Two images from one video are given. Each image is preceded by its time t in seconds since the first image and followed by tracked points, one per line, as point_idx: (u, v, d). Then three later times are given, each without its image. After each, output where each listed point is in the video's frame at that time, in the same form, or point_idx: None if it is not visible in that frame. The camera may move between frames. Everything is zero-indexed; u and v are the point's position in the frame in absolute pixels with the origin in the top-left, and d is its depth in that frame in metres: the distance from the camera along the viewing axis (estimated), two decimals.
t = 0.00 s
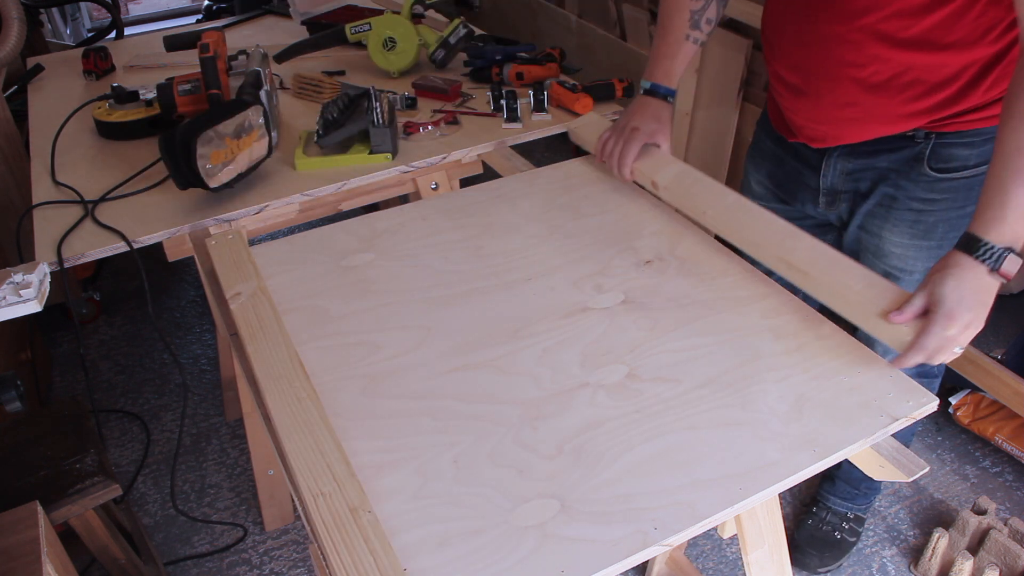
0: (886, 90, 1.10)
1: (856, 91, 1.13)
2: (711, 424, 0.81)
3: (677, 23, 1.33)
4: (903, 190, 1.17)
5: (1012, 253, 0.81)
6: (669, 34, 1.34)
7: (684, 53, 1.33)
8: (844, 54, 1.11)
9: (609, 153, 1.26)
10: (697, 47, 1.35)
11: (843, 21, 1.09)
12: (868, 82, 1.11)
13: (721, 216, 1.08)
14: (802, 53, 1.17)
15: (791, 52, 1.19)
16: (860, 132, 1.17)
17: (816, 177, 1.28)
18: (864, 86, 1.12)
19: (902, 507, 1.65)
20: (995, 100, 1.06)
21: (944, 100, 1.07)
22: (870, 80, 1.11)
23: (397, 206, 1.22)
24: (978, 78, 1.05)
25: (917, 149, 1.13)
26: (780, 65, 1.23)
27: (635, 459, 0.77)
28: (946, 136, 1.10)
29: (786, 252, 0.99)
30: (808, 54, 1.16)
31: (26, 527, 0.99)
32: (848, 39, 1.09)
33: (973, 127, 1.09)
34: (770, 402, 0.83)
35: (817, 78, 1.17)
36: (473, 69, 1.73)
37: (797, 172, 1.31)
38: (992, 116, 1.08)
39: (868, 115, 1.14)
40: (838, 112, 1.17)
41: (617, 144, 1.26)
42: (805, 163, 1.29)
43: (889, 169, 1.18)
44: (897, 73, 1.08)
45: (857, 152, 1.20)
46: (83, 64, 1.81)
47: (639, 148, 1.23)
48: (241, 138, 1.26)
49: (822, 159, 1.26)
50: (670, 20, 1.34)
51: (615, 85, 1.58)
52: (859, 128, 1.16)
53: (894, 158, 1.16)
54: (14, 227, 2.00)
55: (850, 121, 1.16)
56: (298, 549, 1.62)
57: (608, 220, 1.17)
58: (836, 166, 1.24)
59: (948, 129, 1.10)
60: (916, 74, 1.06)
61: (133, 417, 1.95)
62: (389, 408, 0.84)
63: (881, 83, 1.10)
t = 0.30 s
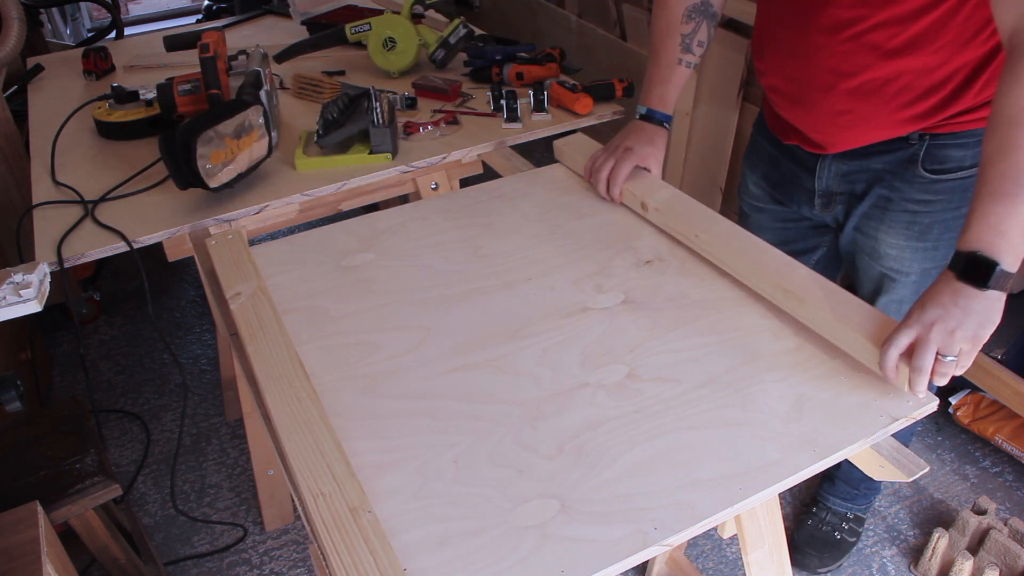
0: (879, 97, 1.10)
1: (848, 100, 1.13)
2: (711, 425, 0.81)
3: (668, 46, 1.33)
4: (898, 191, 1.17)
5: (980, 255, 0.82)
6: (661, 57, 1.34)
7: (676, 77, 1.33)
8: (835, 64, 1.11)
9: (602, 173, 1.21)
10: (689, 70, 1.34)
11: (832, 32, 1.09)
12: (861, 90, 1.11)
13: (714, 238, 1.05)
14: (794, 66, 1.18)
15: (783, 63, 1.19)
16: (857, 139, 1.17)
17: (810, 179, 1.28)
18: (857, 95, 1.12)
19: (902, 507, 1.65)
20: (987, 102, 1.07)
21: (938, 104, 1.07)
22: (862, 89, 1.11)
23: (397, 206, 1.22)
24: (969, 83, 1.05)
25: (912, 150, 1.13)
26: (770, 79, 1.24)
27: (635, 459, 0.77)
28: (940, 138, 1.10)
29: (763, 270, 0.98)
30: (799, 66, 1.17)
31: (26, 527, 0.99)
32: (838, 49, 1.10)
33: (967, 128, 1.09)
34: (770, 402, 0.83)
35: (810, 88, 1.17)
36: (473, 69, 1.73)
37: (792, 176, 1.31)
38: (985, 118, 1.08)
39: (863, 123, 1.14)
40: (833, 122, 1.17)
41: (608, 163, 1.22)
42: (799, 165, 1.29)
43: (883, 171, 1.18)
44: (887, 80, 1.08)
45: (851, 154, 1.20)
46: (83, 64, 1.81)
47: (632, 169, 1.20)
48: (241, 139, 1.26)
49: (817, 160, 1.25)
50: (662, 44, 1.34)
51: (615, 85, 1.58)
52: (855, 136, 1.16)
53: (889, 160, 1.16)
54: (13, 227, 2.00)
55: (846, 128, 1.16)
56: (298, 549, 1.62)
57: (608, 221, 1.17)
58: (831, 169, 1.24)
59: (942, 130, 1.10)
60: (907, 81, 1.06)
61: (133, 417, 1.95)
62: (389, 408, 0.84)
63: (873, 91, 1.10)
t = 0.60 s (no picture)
0: (880, 102, 1.10)
1: (849, 105, 1.13)
2: (711, 425, 0.81)
3: (665, 48, 1.33)
4: (897, 191, 1.17)
5: (962, 272, 0.83)
6: (659, 57, 1.34)
7: (673, 78, 1.33)
8: (835, 71, 1.11)
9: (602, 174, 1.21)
10: (688, 70, 1.34)
11: (831, 39, 1.09)
12: (861, 96, 1.11)
13: (710, 242, 1.05)
14: (793, 74, 1.18)
15: (782, 70, 1.20)
16: (859, 144, 1.17)
17: (807, 180, 1.28)
18: (857, 100, 1.12)
19: (902, 507, 1.65)
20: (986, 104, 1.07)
21: (939, 107, 1.08)
22: (862, 94, 1.11)
23: (397, 206, 1.22)
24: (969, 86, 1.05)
25: (911, 151, 1.13)
26: (770, 85, 1.24)
27: (635, 459, 0.77)
28: (940, 137, 1.10)
29: (760, 273, 0.98)
30: (799, 73, 1.17)
31: (26, 527, 0.99)
32: (838, 56, 1.10)
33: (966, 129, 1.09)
34: (770, 402, 0.83)
35: (810, 95, 1.17)
36: (473, 69, 1.73)
37: (789, 177, 1.31)
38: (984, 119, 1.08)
39: (865, 128, 1.14)
40: (834, 127, 1.17)
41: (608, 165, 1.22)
42: (796, 166, 1.29)
43: (882, 172, 1.18)
44: (888, 85, 1.08)
45: (851, 156, 1.20)
46: (83, 64, 1.81)
47: (631, 171, 1.21)
48: (241, 139, 1.26)
49: (814, 162, 1.25)
50: (659, 45, 1.34)
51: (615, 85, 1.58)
52: (856, 140, 1.16)
53: (888, 160, 1.16)
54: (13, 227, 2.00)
55: (848, 134, 1.16)
56: (298, 549, 1.62)
57: (608, 221, 1.17)
58: (830, 170, 1.24)
59: (943, 130, 1.10)
60: (907, 86, 1.07)
61: (133, 417, 1.95)
62: (389, 408, 0.84)
63: (874, 96, 1.10)
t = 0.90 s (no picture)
0: (876, 106, 1.10)
1: (846, 109, 1.13)
2: (711, 425, 0.81)
3: (658, 46, 1.33)
4: (895, 193, 1.17)
5: (967, 276, 0.83)
6: (652, 55, 1.34)
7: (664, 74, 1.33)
8: (832, 74, 1.12)
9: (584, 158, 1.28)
10: (679, 69, 1.34)
11: (828, 43, 1.09)
12: (857, 100, 1.11)
13: (710, 243, 1.05)
14: (791, 77, 1.18)
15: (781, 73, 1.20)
16: (856, 146, 1.17)
17: (806, 181, 1.28)
18: (854, 103, 1.12)
19: (902, 507, 1.66)
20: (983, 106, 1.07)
21: (935, 111, 1.07)
22: (859, 98, 1.11)
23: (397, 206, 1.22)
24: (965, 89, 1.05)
25: (909, 152, 1.13)
26: (768, 88, 1.25)
27: (635, 459, 0.77)
28: (938, 139, 1.10)
29: (759, 273, 0.98)
30: (797, 77, 1.17)
31: (26, 527, 0.99)
32: (835, 60, 1.10)
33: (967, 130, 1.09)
34: (770, 402, 0.83)
35: (808, 98, 1.17)
36: (473, 68, 1.73)
37: (787, 178, 1.31)
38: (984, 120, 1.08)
39: (861, 131, 1.14)
40: (831, 130, 1.17)
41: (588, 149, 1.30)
42: (794, 167, 1.29)
43: (880, 173, 1.18)
44: (884, 89, 1.08)
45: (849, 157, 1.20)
46: (83, 64, 1.81)
47: (621, 165, 1.24)
48: (241, 140, 1.26)
49: (812, 162, 1.25)
50: (653, 43, 1.34)
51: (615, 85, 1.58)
52: (854, 143, 1.17)
53: (886, 161, 1.16)
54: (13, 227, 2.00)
55: (845, 136, 1.17)
56: (298, 549, 1.62)
57: (608, 221, 1.17)
58: (829, 171, 1.23)
59: (942, 130, 1.10)
60: (903, 90, 1.06)
61: (133, 417, 1.95)
62: (390, 407, 0.84)
63: (870, 100, 1.10)
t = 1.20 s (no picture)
0: (868, 109, 1.10)
1: (839, 111, 1.13)
2: (711, 424, 0.81)
3: (645, 44, 1.34)
4: (892, 195, 1.17)
5: (963, 281, 0.83)
6: (640, 54, 1.35)
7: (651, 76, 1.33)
8: (824, 77, 1.12)
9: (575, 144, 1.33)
10: (665, 69, 1.34)
11: (820, 46, 1.10)
12: (851, 102, 1.11)
13: (710, 243, 1.05)
14: (786, 79, 1.18)
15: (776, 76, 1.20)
16: (851, 148, 1.17)
17: (805, 181, 1.28)
18: (847, 106, 1.12)
19: (902, 507, 1.66)
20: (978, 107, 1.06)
21: (930, 113, 1.07)
22: (851, 100, 1.11)
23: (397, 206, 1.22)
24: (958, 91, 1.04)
25: (905, 154, 1.13)
26: (767, 90, 1.25)
27: (635, 459, 0.77)
28: (934, 140, 1.10)
29: (759, 274, 0.98)
30: (792, 78, 1.17)
31: (26, 527, 0.99)
32: (828, 63, 1.10)
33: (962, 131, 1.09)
34: (770, 402, 0.83)
35: (803, 100, 1.17)
36: (473, 68, 1.73)
37: (787, 178, 1.31)
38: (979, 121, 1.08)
39: (855, 133, 1.14)
40: (826, 132, 1.17)
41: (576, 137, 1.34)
42: (791, 167, 1.29)
43: (877, 174, 1.18)
44: (876, 92, 1.08)
45: (846, 158, 1.20)
46: (83, 64, 1.81)
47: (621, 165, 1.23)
48: (241, 140, 1.26)
49: (810, 163, 1.25)
50: (642, 42, 1.35)
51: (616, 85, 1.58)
52: (849, 145, 1.17)
53: (883, 163, 1.16)
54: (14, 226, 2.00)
55: (839, 137, 1.17)
56: (298, 549, 1.62)
57: (607, 221, 1.17)
58: (827, 173, 1.23)
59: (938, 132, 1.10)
60: (896, 92, 1.06)
61: (133, 417, 1.95)
62: (390, 407, 0.84)
63: (863, 102, 1.10)
